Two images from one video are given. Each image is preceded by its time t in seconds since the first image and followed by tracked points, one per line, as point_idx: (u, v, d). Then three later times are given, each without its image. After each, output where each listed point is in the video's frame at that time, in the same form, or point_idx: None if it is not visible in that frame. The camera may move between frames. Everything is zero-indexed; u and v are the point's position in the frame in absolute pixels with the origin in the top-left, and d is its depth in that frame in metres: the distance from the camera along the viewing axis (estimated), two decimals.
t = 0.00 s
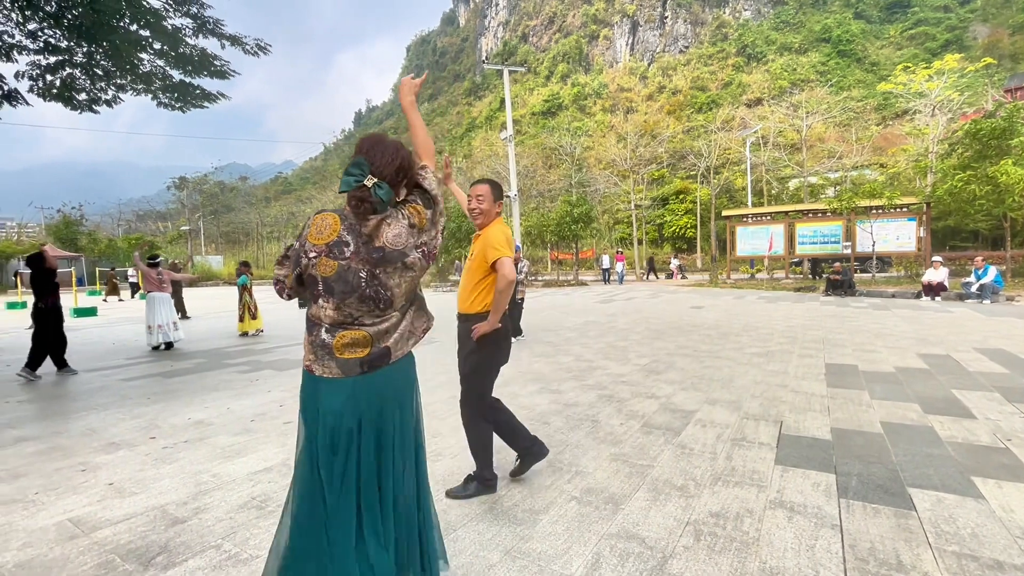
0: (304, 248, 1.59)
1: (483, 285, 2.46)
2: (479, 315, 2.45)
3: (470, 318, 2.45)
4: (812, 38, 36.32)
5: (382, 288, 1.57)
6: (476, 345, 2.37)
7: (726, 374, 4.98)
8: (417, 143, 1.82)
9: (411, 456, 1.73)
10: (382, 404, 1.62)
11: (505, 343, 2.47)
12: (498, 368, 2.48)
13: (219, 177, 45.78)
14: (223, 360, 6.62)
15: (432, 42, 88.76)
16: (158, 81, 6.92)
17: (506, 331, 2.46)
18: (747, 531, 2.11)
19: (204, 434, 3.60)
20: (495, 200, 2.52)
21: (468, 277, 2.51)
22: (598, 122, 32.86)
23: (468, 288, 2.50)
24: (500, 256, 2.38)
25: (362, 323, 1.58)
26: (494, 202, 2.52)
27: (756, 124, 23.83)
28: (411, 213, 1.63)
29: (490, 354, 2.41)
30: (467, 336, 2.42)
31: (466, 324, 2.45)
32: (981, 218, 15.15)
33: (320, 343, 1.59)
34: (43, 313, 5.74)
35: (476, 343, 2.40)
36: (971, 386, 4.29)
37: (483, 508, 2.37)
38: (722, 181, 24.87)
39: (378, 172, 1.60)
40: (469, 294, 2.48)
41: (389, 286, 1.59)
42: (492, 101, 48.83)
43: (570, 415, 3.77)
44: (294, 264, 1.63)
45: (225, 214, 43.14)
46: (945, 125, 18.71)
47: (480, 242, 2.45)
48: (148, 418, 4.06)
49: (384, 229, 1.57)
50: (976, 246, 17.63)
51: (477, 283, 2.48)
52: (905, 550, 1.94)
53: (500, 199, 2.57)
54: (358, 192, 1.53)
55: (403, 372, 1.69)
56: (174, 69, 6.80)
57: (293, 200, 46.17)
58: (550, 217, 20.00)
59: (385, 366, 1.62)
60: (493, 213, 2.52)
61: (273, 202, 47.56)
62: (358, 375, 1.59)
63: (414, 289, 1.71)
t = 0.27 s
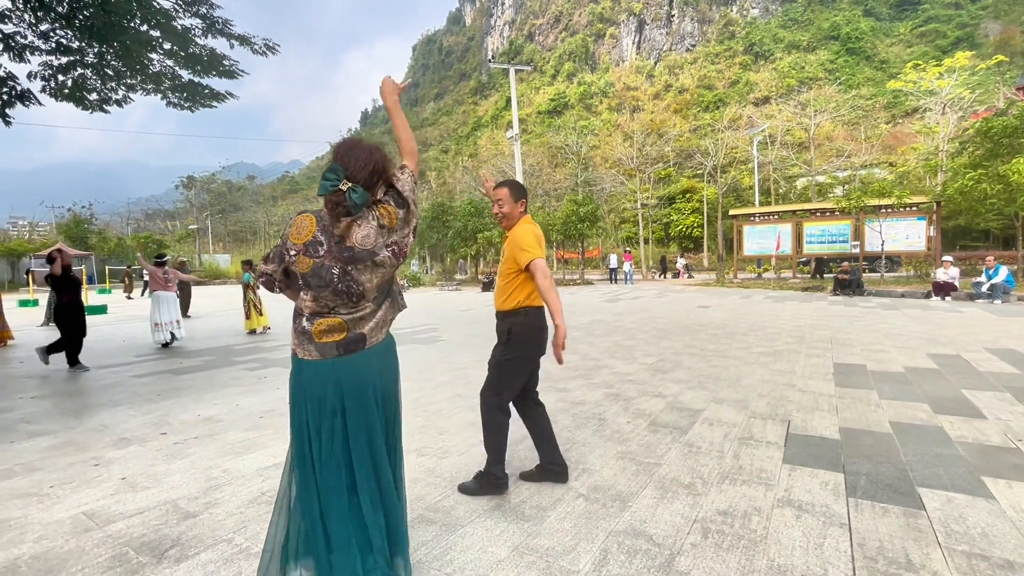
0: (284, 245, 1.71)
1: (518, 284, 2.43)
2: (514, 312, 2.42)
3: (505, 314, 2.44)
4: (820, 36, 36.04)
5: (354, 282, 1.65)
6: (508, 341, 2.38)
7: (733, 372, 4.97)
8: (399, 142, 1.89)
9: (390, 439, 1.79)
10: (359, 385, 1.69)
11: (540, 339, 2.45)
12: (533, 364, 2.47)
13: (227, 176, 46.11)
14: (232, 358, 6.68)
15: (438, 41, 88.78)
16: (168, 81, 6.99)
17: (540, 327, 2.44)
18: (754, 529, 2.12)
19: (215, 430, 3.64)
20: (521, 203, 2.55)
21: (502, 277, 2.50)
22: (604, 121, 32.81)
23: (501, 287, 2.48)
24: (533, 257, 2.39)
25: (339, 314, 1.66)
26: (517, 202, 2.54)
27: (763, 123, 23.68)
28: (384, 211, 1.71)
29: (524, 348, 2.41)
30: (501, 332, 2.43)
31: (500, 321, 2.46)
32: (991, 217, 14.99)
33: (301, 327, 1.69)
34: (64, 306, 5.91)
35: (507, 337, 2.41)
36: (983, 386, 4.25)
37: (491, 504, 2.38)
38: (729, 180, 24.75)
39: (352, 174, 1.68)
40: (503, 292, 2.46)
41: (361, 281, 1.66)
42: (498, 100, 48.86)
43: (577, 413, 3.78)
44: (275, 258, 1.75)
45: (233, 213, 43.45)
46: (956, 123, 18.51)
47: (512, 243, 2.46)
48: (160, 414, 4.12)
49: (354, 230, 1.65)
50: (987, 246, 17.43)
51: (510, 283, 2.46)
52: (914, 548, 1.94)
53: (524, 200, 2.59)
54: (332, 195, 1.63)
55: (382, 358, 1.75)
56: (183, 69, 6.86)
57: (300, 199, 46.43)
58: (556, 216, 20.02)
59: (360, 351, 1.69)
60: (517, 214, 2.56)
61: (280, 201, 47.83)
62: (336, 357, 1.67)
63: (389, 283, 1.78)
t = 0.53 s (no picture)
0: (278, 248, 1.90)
1: (552, 288, 2.48)
2: (548, 317, 2.50)
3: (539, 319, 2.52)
4: (825, 34, 35.84)
5: (339, 282, 1.83)
6: (540, 343, 2.48)
7: (738, 372, 4.95)
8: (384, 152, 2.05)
9: (379, 430, 1.91)
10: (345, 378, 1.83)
11: (572, 341, 2.54)
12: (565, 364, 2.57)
13: (231, 175, 46.26)
14: (236, 356, 6.71)
15: (441, 40, 88.69)
16: (173, 80, 7.02)
17: (571, 330, 2.52)
18: (759, 528, 2.11)
19: (220, 428, 3.66)
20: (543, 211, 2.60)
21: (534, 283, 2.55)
22: (607, 120, 32.75)
23: (533, 292, 2.55)
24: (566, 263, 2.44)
25: (329, 312, 1.84)
26: (536, 212, 2.59)
27: (768, 121, 23.56)
28: (365, 216, 1.89)
29: (556, 351, 2.51)
30: (534, 337, 2.52)
31: (533, 325, 2.55)
32: (999, 216, 14.87)
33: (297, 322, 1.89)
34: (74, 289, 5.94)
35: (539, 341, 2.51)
36: (990, 386, 4.23)
37: (495, 502, 2.39)
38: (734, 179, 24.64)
39: (337, 182, 1.87)
40: (535, 298, 2.53)
41: (345, 280, 1.83)
42: (502, 99, 48.83)
43: (581, 412, 3.77)
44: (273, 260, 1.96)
45: (237, 212, 43.59)
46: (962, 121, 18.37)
47: (542, 250, 2.51)
48: (165, 412, 4.14)
49: (338, 233, 1.85)
50: (994, 245, 17.30)
51: (543, 288, 2.51)
52: (921, 549, 1.93)
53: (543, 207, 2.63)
54: (320, 202, 1.82)
55: (372, 353, 1.89)
56: (188, 69, 6.89)
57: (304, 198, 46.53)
58: (559, 215, 20.01)
59: (348, 347, 1.85)
60: (538, 225, 2.60)
61: (284, 200, 47.94)
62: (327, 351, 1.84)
63: (375, 281, 1.94)
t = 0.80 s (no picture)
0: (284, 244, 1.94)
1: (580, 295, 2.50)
2: (590, 322, 2.52)
3: (580, 326, 2.53)
4: (827, 33, 35.75)
5: (339, 280, 1.84)
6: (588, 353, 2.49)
7: (740, 371, 4.94)
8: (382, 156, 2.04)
9: (377, 425, 1.93)
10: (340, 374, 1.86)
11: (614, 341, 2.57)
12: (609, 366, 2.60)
13: (232, 174, 46.32)
14: (238, 355, 6.72)
15: (442, 39, 88.63)
16: (175, 80, 7.02)
17: (611, 331, 2.55)
18: (761, 527, 2.11)
19: (222, 427, 3.66)
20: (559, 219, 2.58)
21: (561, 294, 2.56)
22: (609, 120, 32.72)
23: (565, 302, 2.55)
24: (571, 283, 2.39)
25: (330, 309, 1.86)
26: (553, 223, 2.57)
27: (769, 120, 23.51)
28: (366, 217, 1.91)
29: (601, 356, 2.53)
30: (580, 346, 2.52)
31: (576, 334, 2.55)
32: (1001, 215, 14.80)
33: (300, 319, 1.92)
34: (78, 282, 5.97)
35: (586, 350, 2.51)
36: (993, 385, 4.21)
37: (497, 501, 2.39)
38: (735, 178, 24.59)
39: (340, 185, 1.90)
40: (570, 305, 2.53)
41: (345, 277, 1.85)
42: (503, 98, 48.82)
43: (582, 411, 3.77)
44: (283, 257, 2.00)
45: (239, 211, 43.67)
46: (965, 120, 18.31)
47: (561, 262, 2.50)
48: (167, 411, 4.14)
49: (340, 234, 1.87)
50: (996, 244, 17.26)
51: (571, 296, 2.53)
52: (923, 548, 1.93)
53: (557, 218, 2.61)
54: (326, 205, 1.85)
55: (368, 348, 1.90)
56: (190, 68, 6.89)
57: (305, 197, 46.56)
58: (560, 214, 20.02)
59: (346, 342, 1.86)
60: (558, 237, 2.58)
61: (286, 199, 47.99)
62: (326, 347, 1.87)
63: (374, 279, 1.95)
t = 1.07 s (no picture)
0: (289, 238, 1.94)
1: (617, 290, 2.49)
2: (634, 317, 2.49)
3: (622, 323, 2.50)
4: (827, 32, 35.71)
5: (347, 275, 1.88)
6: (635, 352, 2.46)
7: (740, 369, 4.93)
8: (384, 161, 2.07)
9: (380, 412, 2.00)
10: (346, 362, 1.92)
11: (658, 335, 2.53)
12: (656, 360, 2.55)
13: (232, 174, 46.29)
14: (237, 354, 6.70)
15: (442, 39, 88.61)
16: (174, 78, 7.00)
17: (655, 324, 2.52)
18: (762, 523, 2.11)
19: (221, 425, 3.65)
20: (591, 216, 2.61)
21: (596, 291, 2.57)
22: (608, 119, 32.69)
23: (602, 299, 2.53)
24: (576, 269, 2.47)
25: (338, 302, 1.90)
26: (587, 220, 2.60)
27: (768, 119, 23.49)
28: (374, 216, 1.95)
29: (649, 350, 2.49)
30: (627, 344, 2.48)
31: (621, 331, 2.51)
32: (1001, 214, 14.80)
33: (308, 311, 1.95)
34: (70, 280, 5.90)
35: (632, 347, 2.48)
36: (994, 382, 4.21)
37: (498, 498, 2.38)
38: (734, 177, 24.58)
39: (349, 186, 1.94)
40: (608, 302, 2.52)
41: (353, 274, 1.89)
42: (502, 97, 48.79)
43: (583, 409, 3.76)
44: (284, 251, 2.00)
45: (238, 210, 43.65)
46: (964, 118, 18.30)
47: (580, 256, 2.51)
48: (166, 409, 4.13)
49: (348, 231, 1.92)
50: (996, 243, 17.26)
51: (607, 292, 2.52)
52: (925, 544, 1.92)
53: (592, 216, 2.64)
54: (339, 206, 1.89)
55: (372, 340, 1.96)
56: (189, 67, 6.88)
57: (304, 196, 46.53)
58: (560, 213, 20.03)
59: (352, 333, 1.92)
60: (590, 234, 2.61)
61: (285, 199, 47.97)
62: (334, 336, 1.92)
63: (378, 276, 2.00)
